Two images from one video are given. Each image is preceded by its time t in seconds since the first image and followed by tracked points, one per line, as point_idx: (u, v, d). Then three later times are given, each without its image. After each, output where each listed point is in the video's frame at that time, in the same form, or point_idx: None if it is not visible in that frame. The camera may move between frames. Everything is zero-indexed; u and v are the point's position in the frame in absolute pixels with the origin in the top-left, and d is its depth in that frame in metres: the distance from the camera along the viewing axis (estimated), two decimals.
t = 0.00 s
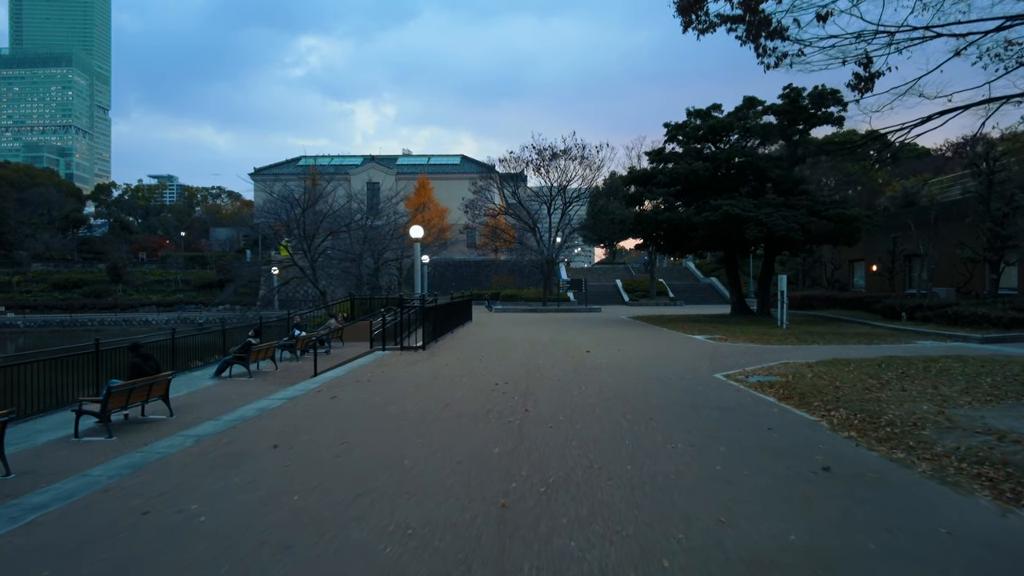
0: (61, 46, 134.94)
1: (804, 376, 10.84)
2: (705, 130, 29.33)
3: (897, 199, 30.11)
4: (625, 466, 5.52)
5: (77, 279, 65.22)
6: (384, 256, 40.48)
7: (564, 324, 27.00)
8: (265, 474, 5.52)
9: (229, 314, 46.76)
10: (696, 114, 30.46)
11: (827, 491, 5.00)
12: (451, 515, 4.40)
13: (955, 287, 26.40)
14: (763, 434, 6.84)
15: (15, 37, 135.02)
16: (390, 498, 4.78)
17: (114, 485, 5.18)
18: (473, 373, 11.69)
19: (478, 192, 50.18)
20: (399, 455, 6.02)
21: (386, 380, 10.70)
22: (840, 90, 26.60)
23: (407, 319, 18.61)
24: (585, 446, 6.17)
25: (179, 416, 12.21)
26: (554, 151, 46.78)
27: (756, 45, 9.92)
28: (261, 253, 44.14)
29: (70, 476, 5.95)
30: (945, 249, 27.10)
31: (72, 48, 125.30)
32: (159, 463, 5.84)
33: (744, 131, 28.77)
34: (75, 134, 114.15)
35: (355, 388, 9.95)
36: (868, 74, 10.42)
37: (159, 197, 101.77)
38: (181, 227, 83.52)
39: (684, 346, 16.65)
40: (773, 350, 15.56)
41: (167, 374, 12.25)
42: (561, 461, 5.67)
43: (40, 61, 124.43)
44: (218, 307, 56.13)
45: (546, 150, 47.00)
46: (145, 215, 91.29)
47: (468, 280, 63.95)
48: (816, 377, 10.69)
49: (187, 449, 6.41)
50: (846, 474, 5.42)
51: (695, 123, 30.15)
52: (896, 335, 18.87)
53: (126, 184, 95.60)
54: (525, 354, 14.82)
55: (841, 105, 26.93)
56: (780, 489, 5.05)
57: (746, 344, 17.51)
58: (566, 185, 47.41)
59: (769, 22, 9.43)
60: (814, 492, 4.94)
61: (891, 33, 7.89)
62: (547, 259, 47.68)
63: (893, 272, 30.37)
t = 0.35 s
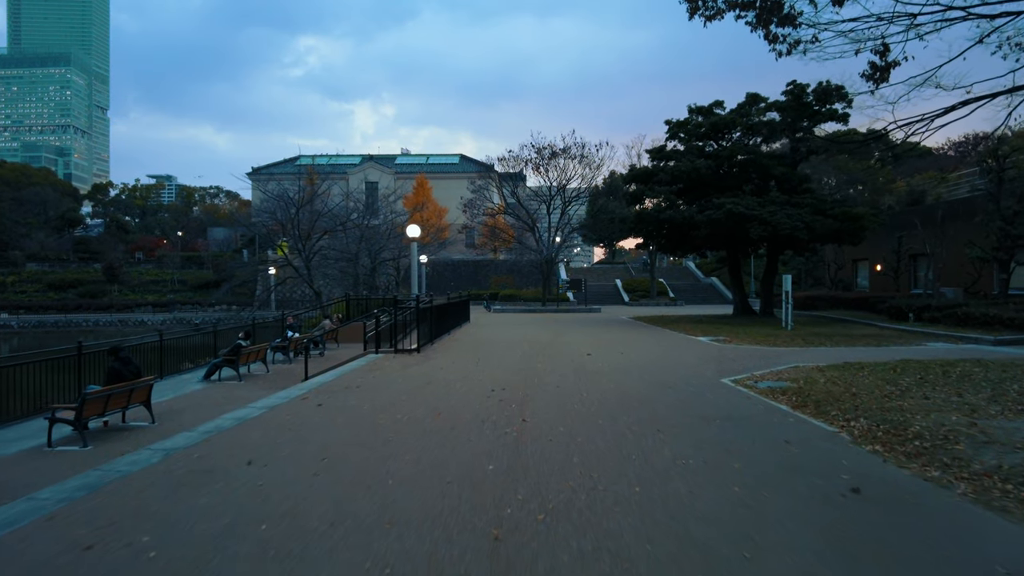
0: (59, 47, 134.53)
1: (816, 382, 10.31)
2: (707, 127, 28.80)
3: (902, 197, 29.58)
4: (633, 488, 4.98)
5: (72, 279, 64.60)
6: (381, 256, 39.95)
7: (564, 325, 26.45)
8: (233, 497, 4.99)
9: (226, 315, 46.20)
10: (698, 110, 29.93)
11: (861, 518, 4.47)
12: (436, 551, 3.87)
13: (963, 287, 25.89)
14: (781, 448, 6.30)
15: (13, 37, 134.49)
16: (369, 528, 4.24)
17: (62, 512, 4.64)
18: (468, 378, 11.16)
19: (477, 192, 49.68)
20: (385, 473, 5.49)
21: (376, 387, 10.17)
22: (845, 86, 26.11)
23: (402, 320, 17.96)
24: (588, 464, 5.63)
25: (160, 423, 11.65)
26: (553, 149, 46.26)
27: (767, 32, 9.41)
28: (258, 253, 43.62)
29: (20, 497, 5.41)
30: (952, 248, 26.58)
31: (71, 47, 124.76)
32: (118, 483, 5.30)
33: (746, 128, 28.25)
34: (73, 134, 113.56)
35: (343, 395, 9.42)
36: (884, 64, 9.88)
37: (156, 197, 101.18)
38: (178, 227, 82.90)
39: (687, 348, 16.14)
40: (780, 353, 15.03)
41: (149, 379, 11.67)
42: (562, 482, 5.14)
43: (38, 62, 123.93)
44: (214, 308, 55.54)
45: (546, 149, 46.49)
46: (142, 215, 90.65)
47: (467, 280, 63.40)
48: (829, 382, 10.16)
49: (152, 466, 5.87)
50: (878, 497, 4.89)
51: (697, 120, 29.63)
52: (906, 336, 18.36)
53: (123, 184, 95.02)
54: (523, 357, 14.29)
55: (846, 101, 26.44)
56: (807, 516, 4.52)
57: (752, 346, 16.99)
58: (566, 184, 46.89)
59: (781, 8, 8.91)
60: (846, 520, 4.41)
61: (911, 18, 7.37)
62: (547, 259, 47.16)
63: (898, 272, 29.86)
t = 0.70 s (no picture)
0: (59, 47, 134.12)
1: (834, 385, 9.75)
2: (711, 124, 28.25)
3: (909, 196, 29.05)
4: (647, 511, 4.43)
5: (69, 279, 64.03)
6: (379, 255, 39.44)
7: (564, 326, 25.90)
8: (198, 518, 4.45)
9: (222, 315, 45.65)
10: (701, 107, 29.41)
11: (910, 546, 3.92)
12: None
13: (973, 287, 25.34)
14: (807, 460, 5.75)
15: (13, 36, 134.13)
16: (348, 560, 3.69)
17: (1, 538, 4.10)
18: (464, 381, 10.61)
19: (476, 191, 49.15)
20: (370, 492, 4.93)
21: (368, 391, 9.63)
22: (852, 82, 25.58)
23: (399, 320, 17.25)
24: (596, 480, 5.08)
25: (142, 427, 11.08)
26: (554, 148, 45.73)
27: (782, 14, 8.88)
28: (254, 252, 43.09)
29: None
30: (961, 247, 26.03)
31: (70, 46, 124.25)
32: (72, 503, 4.75)
33: (751, 125, 27.72)
34: (72, 133, 113.14)
35: (331, 400, 8.88)
36: (906, 50, 9.32)
37: (154, 196, 100.58)
38: (176, 227, 82.50)
39: (692, 350, 15.60)
40: (789, 354, 14.50)
41: (130, 381, 11.08)
42: (568, 503, 4.58)
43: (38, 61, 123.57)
44: (211, 307, 54.96)
45: (546, 147, 45.97)
46: (140, 214, 90.10)
47: (466, 280, 62.89)
48: (848, 385, 9.58)
49: (114, 480, 5.32)
50: (926, 519, 4.33)
51: (700, 116, 29.11)
52: (917, 337, 17.83)
53: (121, 183, 94.48)
54: (523, 359, 13.74)
55: (853, 97, 25.89)
56: (850, 544, 3.95)
57: (759, 347, 16.45)
58: (566, 183, 46.35)
59: None
60: (894, 549, 3.86)
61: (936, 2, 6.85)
62: (547, 258, 46.62)
63: (905, 272, 29.31)
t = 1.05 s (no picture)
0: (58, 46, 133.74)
1: (852, 393, 9.17)
2: (714, 121, 27.76)
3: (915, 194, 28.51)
4: (663, 546, 3.88)
5: (64, 278, 63.49)
6: (377, 254, 38.89)
7: (565, 327, 25.34)
8: (149, 553, 3.90)
9: (218, 316, 45.08)
10: (704, 104, 28.91)
11: None
12: None
13: (983, 287, 24.77)
14: (836, 481, 5.20)
15: (12, 35, 133.69)
16: None
17: None
18: (458, 387, 10.05)
19: (476, 190, 48.59)
20: (349, 520, 4.39)
21: (357, 398, 9.08)
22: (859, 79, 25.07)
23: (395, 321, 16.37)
24: (602, 508, 4.54)
25: (120, 435, 10.52)
26: (554, 147, 45.15)
27: None
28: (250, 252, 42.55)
29: None
30: (970, 247, 25.47)
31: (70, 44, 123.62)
32: (10, 533, 4.21)
33: (755, 122, 27.20)
34: (71, 133, 112.69)
35: (316, 409, 8.31)
36: (930, 35, 8.74)
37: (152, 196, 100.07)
38: (173, 226, 82.06)
39: (697, 352, 15.02)
40: (799, 358, 13.94)
41: (109, 387, 10.51)
42: (571, 536, 4.03)
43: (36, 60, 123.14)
44: (208, 307, 54.42)
45: (546, 146, 45.42)
46: (137, 213, 89.60)
47: (465, 280, 62.36)
48: (867, 393, 9.00)
49: (63, 504, 4.77)
50: (981, 555, 3.79)
51: (704, 113, 28.58)
52: (928, 340, 17.27)
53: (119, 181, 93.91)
54: (522, 362, 13.20)
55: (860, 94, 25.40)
56: None
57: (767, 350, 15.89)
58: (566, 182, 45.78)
59: None
60: None
61: None
62: (547, 258, 46.04)
63: (912, 272, 28.76)
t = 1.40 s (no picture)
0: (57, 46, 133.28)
1: (872, 400, 8.63)
2: (718, 118, 27.26)
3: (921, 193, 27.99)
4: None
5: (60, 279, 62.94)
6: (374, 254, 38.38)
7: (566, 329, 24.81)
8: None
9: (214, 316, 44.56)
10: (707, 101, 28.41)
11: None
12: None
13: (993, 287, 24.22)
14: (869, 505, 4.67)
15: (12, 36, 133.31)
16: None
17: None
18: (453, 394, 9.52)
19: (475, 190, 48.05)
20: (321, 557, 3.86)
21: (344, 407, 8.54)
22: (866, 74, 24.58)
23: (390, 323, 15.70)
24: (609, 540, 4.01)
25: (97, 445, 10.00)
26: (554, 145, 44.62)
27: None
28: (247, 252, 42.05)
29: None
30: (979, 246, 24.94)
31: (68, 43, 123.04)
32: None
33: (759, 119, 26.70)
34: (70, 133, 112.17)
35: (300, 420, 7.78)
36: (955, 19, 8.22)
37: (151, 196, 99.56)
38: (171, 226, 81.53)
39: (702, 356, 14.49)
40: (809, 362, 13.39)
41: (85, 394, 9.97)
42: None
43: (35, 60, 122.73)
44: (204, 308, 53.87)
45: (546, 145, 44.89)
46: (135, 213, 89.08)
47: (464, 280, 61.84)
48: (888, 401, 8.45)
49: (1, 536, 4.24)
50: None
51: (706, 110, 28.07)
52: (940, 342, 16.74)
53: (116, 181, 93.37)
54: (520, 367, 12.66)
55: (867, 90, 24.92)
56: None
57: (774, 353, 15.36)
58: (566, 182, 45.26)
59: None
60: None
61: None
62: (547, 258, 45.46)
63: (919, 272, 28.22)
